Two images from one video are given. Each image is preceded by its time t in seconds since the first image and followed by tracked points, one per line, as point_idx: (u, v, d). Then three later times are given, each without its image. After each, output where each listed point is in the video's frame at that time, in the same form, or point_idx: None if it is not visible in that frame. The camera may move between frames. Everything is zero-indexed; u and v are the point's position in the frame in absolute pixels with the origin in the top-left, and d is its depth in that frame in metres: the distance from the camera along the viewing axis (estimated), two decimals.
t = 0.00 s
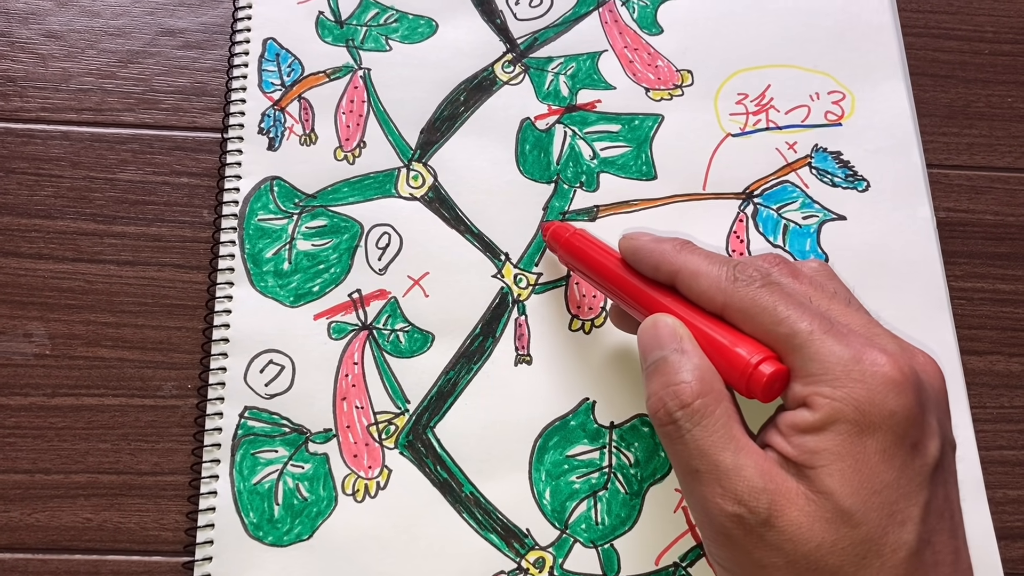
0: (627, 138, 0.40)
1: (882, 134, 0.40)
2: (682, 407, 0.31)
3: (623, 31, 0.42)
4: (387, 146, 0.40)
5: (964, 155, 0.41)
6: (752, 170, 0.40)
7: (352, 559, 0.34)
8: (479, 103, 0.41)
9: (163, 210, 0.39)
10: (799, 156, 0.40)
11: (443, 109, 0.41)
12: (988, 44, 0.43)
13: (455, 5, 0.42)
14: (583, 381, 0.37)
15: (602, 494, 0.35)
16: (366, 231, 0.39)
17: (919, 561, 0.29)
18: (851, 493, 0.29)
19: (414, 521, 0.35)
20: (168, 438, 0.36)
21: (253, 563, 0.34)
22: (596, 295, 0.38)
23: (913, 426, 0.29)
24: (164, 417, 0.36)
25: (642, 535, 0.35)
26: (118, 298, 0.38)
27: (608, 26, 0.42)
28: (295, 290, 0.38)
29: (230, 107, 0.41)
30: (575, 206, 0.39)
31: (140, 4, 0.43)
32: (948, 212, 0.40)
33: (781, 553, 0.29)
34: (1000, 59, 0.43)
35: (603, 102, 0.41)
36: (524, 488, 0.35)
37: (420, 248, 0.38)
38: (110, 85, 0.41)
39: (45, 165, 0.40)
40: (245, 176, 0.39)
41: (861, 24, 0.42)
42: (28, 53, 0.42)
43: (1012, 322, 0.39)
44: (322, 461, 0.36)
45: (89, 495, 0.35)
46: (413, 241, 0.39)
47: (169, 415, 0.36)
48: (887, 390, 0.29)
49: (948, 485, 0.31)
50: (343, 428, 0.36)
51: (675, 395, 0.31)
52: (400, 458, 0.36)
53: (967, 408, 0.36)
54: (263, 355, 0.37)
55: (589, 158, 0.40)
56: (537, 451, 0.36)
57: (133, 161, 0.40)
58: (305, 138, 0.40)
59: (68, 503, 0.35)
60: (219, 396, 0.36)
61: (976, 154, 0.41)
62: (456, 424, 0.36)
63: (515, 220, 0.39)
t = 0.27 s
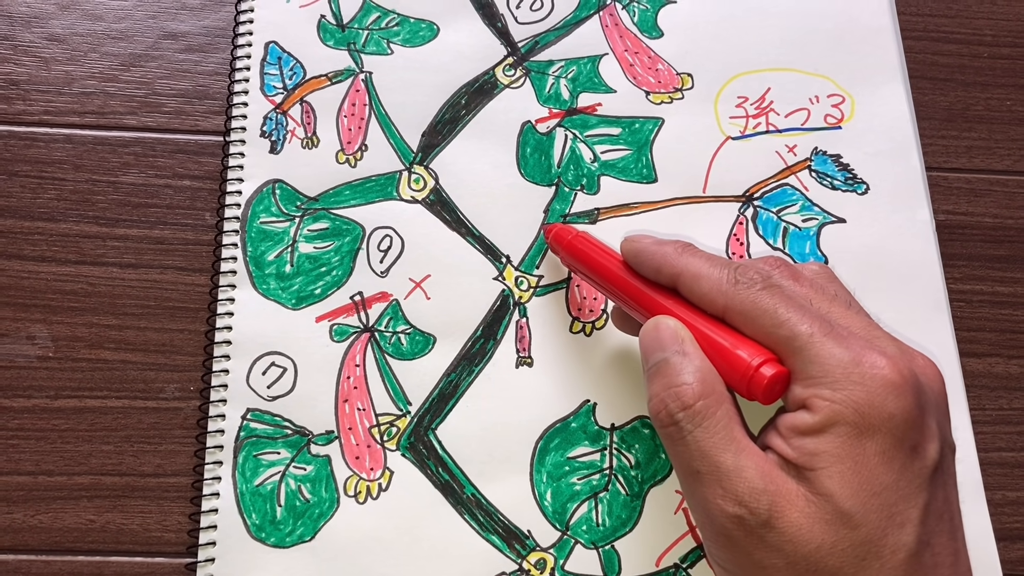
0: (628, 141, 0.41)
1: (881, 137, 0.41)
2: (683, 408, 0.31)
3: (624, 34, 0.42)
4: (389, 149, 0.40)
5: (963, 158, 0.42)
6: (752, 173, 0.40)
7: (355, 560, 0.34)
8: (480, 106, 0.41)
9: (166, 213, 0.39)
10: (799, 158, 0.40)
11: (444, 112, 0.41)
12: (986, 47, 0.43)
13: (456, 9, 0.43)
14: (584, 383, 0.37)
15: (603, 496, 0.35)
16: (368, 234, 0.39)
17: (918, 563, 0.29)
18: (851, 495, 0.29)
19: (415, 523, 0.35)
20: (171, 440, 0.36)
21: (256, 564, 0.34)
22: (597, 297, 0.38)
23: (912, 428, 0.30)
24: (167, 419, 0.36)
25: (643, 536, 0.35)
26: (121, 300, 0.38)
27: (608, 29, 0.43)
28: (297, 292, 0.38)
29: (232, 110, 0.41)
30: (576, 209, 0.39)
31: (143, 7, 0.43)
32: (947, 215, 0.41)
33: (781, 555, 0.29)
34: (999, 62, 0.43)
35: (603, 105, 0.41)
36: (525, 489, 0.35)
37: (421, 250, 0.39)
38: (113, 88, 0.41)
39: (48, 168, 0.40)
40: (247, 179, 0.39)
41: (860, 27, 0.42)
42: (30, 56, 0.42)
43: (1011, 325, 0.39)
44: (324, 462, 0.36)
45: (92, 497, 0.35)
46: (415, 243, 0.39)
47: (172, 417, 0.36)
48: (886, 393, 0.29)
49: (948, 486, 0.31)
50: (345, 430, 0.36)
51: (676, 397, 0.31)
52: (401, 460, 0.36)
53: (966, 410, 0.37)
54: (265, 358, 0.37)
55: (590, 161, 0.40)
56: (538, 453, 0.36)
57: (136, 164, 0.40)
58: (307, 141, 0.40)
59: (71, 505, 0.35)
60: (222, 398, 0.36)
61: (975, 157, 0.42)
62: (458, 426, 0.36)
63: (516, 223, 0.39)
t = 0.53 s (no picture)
0: (627, 140, 0.40)
1: (881, 137, 0.40)
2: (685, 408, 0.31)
3: (623, 34, 0.42)
4: (388, 149, 0.40)
5: (963, 157, 0.41)
6: (752, 173, 0.40)
7: (353, 561, 0.34)
8: (479, 106, 0.41)
9: (164, 213, 0.39)
10: (798, 158, 0.40)
11: (443, 112, 0.41)
12: (986, 47, 0.43)
13: (455, 9, 0.43)
14: (583, 383, 0.37)
15: (602, 496, 0.35)
16: (367, 234, 0.39)
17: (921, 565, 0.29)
18: (852, 495, 0.29)
19: (415, 523, 0.35)
20: (170, 440, 0.36)
21: (254, 565, 0.34)
22: (596, 297, 0.38)
23: (915, 429, 0.30)
24: (166, 419, 0.36)
25: (642, 537, 0.35)
26: (119, 300, 0.38)
27: (608, 29, 0.42)
28: (296, 292, 0.38)
29: (231, 110, 0.41)
30: (575, 209, 0.39)
31: (142, 7, 0.43)
32: (947, 215, 0.40)
33: (782, 554, 0.29)
34: (998, 62, 0.43)
35: (603, 105, 0.41)
36: (525, 490, 0.35)
37: (420, 250, 0.39)
38: (111, 88, 0.41)
39: (46, 167, 0.40)
40: (246, 178, 0.39)
41: (860, 27, 0.42)
42: (29, 55, 0.42)
43: (1011, 324, 0.39)
44: (323, 462, 0.36)
45: (90, 497, 0.35)
46: (414, 243, 0.39)
47: (171, 417, 0.36)
48: (890, 394, 0.29)
49: (950, 488, 0.31)
50: (344, 430, 0.36)
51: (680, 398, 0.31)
52: (400, 460, 0.36)
53: (966, 410, 0.37)
54: (264, 357, 0.37)
55: (589, 161, 0.40)
56: (537, 453, 0.36)
57: (134, 164, 0.40)
58: (306, 140, 0.40)
59: (69, 505, 0.35)
60: (221, 398, 0.36)
61: (974, 156, 0.42)
62: (457, 427, 0.36)
63: (515, 222, 0.39)
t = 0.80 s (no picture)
0: (625, 134, 0.40)
1: (880, 130, 0.40)
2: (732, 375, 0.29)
3: (620, 27, 0.42)
4: (384, 143, 0.40)
5: (963, 150, 0.41)
6: (750, 166, 0.40)
7: (350, 558, 0.34)
8: (475, 99, 0.41)
9: (158, 208, 0.39)
10: (797, 152, 0.40)
11: (439, 106, 0.40)
12: (985, 39, 0.43)
13: (451, 2, 0.42)
14: (581, 378, 0.37)
15: (600, 492, 0.35)
16: (362, 229, 0.39)
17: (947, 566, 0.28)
18: (888, 488, 0.28)
19: (411, 519, 0.35)
20: (164, 436, 0.36)
21: (250, 562, 0.34)
22: (594, 292, 0.38)
23: (965, 433, 0.28)
24: (160, 415, 0.36)
25: (641, 533, 0.35)
26: (113, 296, 0.38)
27: (605, 22, 0.42)
28: (291, 287, 0.38)
29: (225, 105, 0.40)
30: (572, 203, 0.39)
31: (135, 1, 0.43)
32: (946, 208, 0.40)
33: (807, 538, 0.29)
34: (998, 54, 0.43)
35: (600, 99, 0.41)
36: (522, 486, 0.35)
37: (416, 245, 0.38)
38: (105, 83, 0.41)
39: (39, 163, 0.40)
40: (241, 173, 0.39)
41: (859, 19, 0.42)
42: (22, 50, 0.42)
43: (1011, 318, 0.39)
44: (319, 459, 0.35)
45: (84, 494, 0.35)
46: (410, 238, 0.38)
47: (166, 413, 0.36)
48: (948, 397, 0.28)
49: (989, 496, 0.30)
50: (340, 426, 0.36)
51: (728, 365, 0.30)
52: (396, 456, 0.35)
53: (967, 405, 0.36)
54: (259, 353, 0.37)
55: (587, 155, 0.40)
56: (534, 448, 0.35)
57: (128, 159, 0.40)
58: (300, 135, 0.40)
59: (63, 502, 0.35)
60: (215, 394, 0.36)
61: (974, 149, 0.41)
62: (453, 422, 0.36)
63: (512, 217, 0.39)
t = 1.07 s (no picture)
0: (626, 136, 0.40)
1: (881, 132, 0.40)
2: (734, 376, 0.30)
3: (621, 29, 0.42)
4: (386, 145, 0.40)
5: (963, 152, 0.41)
6: (751, 168, 0.40)
7: (351, 558, 0.34)
8: (477, 101, 0.41)
9: (161, 210, 0.39)
10: (797, 153, 0.40)
11: (441, 108, 0.41)
12: (985, 41, 0.43)
13: (453, 4, 0.42)
14: (582, 379, 0.37)
15: (601, 493, 0.35)
16: (364, 230, 0.39)
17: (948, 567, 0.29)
18: (890, 489, 0.28)
19: (413, 520, 0.35)
20: (167, 437, 0.36)
21: (252, 562, 0.34)
22: (595, 293, 0.38)
23: (967, 435, 0.29)
24: (163, 416, 0.36)
25: (642, 533, 0.35)
26: (116, 297, 0.38)
27: (606, 24, 0.42)
28: (293, 288, 0.38)
29: (228, 107, 0.41)
30: (573, 204, 0.39)
31: (138, 3, 0.43)
32: (946, 209, 0.40)
33: (809, 539, 0.29)
34: (998, 56, 0.43)
35: (601, 100, 0.41)
36: (523, 486, 0.35)
37: (418, 247, 0.38)
38: (108, 85, 0.41)
39: (42, 165, 0.40)
40: (243, 175, 0.39)
41: (860, 21, 0.42)
42: (25, 52, 0.42)
43: (1011, 319, 0.39)
44: (321, 459, 0.36)
45: (87, 495, 0.35)
46: (412, 239, 0.39)
47: (168, 414, 0.36)
48: (950, 398, 0.28)
49: (991, 498, 0.30)
50: (342, 427, 0.36)
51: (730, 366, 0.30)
52: (398, 457, 0.36)
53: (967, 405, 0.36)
54: (261, 354, 0.37)
55: (588, 157, 0.40)
56: (536, 449, 0.36)
57: (131, 161, 0.40)
58: (302, 137, 0.40)
59: (67, 503, 0.35)
60: (218, 395, 0.36)
61: (974, 151, 0.41)
62: (455, 423, 0.36)
63: (513, 218, 0.39)
